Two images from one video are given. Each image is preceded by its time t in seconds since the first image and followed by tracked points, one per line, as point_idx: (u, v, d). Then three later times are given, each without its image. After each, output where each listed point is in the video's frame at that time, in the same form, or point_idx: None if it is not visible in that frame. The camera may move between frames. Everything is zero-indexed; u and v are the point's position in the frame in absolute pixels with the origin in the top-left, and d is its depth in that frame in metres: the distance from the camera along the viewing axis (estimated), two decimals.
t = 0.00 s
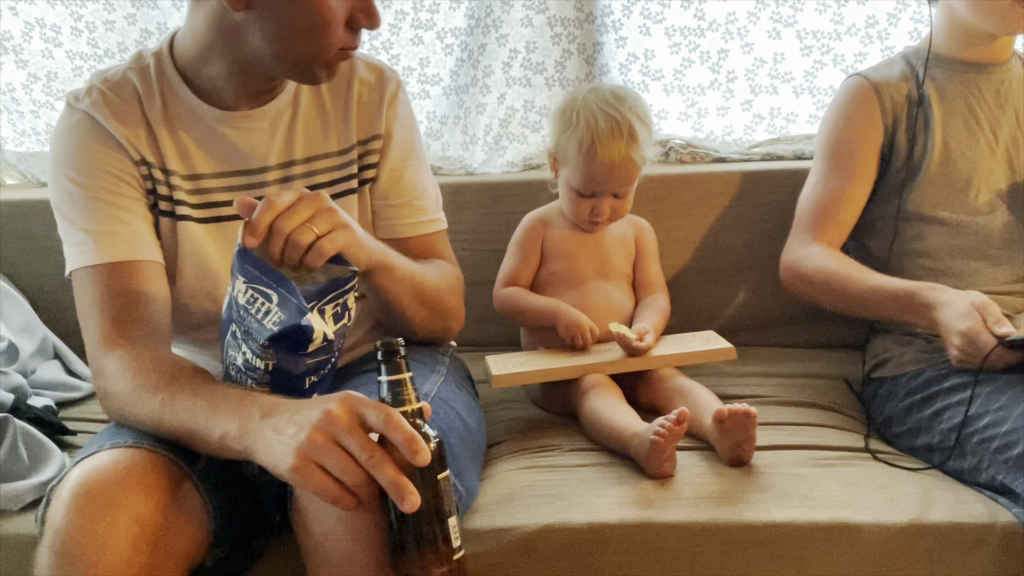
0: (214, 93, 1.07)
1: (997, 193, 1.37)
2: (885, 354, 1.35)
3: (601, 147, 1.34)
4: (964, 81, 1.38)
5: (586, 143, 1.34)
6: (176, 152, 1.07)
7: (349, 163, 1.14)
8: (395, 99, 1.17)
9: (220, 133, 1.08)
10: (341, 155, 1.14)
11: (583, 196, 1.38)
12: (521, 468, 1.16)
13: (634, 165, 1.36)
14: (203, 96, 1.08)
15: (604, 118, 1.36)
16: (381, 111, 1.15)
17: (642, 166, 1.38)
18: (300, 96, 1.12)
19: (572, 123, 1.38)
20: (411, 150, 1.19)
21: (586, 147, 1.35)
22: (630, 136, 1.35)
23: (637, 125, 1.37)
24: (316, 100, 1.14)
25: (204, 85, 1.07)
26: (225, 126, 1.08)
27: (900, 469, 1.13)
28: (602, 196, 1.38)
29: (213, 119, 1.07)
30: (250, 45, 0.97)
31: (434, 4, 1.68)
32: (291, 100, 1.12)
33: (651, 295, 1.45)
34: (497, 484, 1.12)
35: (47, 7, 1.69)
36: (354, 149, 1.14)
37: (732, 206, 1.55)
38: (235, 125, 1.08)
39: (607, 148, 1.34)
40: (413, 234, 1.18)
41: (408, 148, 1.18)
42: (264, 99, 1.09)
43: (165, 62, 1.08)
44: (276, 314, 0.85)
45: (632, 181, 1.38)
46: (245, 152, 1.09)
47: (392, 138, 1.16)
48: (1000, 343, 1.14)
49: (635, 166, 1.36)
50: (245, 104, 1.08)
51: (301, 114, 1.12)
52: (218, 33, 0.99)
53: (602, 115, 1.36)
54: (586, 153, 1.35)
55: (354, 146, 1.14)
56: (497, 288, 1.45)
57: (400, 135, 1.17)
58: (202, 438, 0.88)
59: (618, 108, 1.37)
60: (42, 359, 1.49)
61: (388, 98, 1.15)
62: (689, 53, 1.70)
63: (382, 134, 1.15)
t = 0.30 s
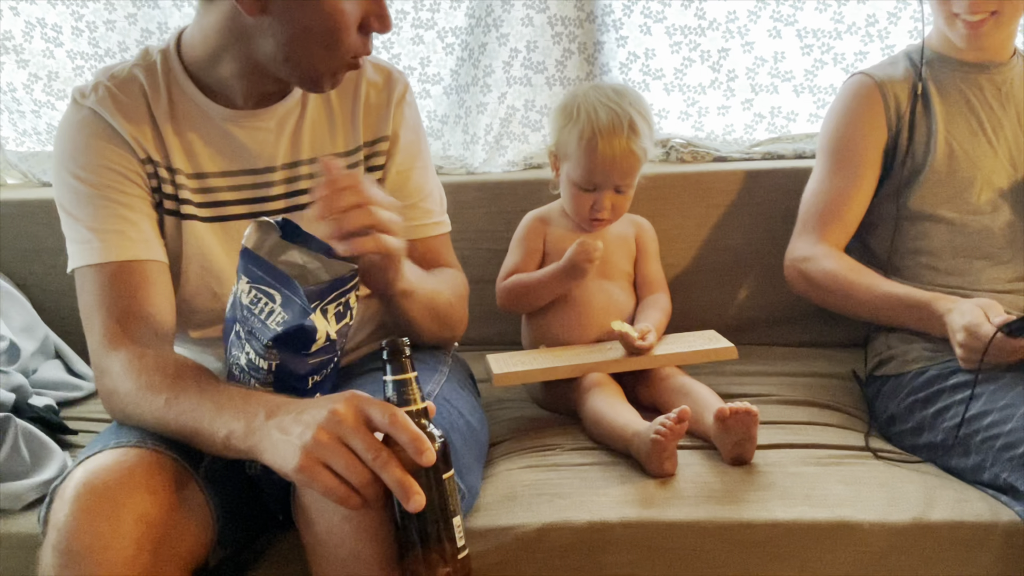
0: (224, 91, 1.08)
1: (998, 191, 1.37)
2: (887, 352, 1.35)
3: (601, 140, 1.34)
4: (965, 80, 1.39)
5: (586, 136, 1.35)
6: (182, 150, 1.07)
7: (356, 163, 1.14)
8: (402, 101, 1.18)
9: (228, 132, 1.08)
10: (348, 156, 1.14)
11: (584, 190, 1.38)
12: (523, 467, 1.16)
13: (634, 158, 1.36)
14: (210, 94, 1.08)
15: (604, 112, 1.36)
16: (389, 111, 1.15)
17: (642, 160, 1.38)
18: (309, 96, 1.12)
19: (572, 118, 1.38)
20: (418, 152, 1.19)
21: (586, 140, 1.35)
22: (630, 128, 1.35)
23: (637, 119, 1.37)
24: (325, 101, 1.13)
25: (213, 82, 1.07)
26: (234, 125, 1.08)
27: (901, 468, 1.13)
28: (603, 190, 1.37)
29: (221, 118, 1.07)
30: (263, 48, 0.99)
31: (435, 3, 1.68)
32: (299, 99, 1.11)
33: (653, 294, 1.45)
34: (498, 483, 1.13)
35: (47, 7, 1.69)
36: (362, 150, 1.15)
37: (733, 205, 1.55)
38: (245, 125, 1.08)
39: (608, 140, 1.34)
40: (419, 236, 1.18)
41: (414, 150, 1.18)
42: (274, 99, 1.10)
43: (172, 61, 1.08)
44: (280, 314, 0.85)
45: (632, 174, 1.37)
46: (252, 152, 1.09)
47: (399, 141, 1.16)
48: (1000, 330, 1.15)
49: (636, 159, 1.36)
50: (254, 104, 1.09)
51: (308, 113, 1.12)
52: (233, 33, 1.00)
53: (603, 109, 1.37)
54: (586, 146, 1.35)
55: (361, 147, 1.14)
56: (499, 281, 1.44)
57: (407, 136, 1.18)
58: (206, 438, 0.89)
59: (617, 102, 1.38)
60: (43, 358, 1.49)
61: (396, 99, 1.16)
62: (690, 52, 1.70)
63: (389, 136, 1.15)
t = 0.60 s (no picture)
0: (223, 94, 1.08)
1: (993, 192, 1.37)
2: (885, 354, 1.36)
3: (596, 120, 1.38)
4: (960, 81, 1.39)
5: (581, 119, 1.39)
6: (181, 153, 1.07)
7: (355, 167, 1.14)
8: (402, 103, 1.18)
9: (228, 135, 1.08)
10: (348, 159, 1.13)
11: (584, 175, 1.39)
12: (521, 468, 1.16)
13: (631, 136, 1.39)
14: (210, 97, 1.08)
15: (596, 95, 1.41)
16: (389, 114, 1.15)
17: (638, 142, 1.41)
18: (309, 99, 1.12)
19: (566, 106, 1.42)
20: (418, 154, 1.20)
21: (581, 123, 1.38)
22: (622, 110, 1.40)
23: (629, 104, 1.41)
24: (324, 103, 1.14)
25: (212, 85, 1.08)
26: (233, 128, 1.08)
27: (898, 468, 1.14)
28: (602, 171, 1.39)
29: (221, 122, 1.08)
30: (263, 56, 0.99)
31: (433, 5, 1.68)
32: (298, 102, 1.12)
33: (651, 295, 1.46)
34: (496, 484, 1.13)
35: (46, 10, 1.70)
36: (362, 152, 1.14)
37: (731, 207, 1.56)
38: (245, 128, 1.08)
39: (603, 120, 1.38)
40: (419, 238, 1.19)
41: (414, 153, 1.19)
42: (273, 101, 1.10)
43: (171, 63, 1.09)
44: (279, 317, 0.85)
45: (629, 156, 1.39)
46: (252, 155, 1.09)
47: (399, 143, 1.17)
48: (1000, 335, 1.15)
49: (631, 138, 1.39)
50: (254, 107, 1.09)
51: (309, 116, 1.12)
52: (232, 40, 1.01)
53: (595, 97, 1.41)
54: (582, 127, 1.38)
55: (361, 149, 1.14)
56: (513, 282, 1.43)
57: (407, 139, 1.18)
58: (206, 440, 0.89)
59: (608, 91, 1.43)
60: (42, 361, 1.49)
61: (396, 101, 1.16)
62: (687, 54, 1.70)
63: (390, 139, 1.16)
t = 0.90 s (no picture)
0: (220, 97, 1.08)
1: (990, 193, 1.37)
2: (882, 356, 1.36)
3: (587, 116, 1.39)
4: (956, 82, 1.38)
5: (572, 115, 1.40)
6: (179, 155, 1.07)
7: (353, 168, 1.13)
8: (401, 104, 1.18)
9: (226, 137, 1.08)
10: (346, 160, 1.13)
11: (574, 172, 1.40)
12: (519, 470, 1.16)
13: (622, 134, 1.39)
14: (207, 99, 1.08)
15: (588, 94, 1.42)
16: (387, 115, 1.15)
17: (631, 142, 1.41)
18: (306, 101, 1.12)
19: (558, 105, 1.43)
20: (417, 155, 1.20)
21: (572, 120, 1.39)
22: (614, 108, 1.40)
23: (622, 103, 1.42)
24: (322, 103, 1.14)
25: (209, 87, 1.08)
26: (230, 130, 1.08)
27: (896, 469, 1.14)
28: (592, 168, 1.39)
29: (219, 123, 1.07)
30: (264, 60, 0.99)
31: (430, 7, 1.68)
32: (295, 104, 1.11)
33: (649, 296, 1.46)
34: (495, 486, 1.13)
35: (44, 11, 1.70)
36: (360, 153, 1.14)
37: (730, 207, 1.55)
38: (242, 129, 1.08)
39: (594, 116, 1.39)
40: (418, 239, 1.19)
41: (414, 153, 1.19)
42: (269, 103, 1.10)
43: (168, 65, 1.09)
44: (276, 319, 0.85)
45: (621, 154, 1.40)
46: (250, 156, 1.09)
47: (398, 143, 1.16)
48: (995, 338, 1.15)
49: (623, 136, 1.39)
50: (252, 109, 1.09)
51: (307, 117, 1.12)
52: (232, 42, 1.01)
53: (587, 95, 1.42)
54: (572, 124, 1.39)
55: (359, 150, 1.14)
56: (512, 285, 1.43)
57: (406, 140, 1.18)
58: (203, 442, 0.89)
59: (602, 91, 1.44)
60: (41, 363, 1.49)
61: (394, 102, 1.16)
62: (685, 55, 1.70)
63: (389, 139, 1.15)
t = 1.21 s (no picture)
0: (217, 99, 1.08)
1: (987, 194, 1.37)
2: (881, 357, 1.36)
3: (582, 117, 1.39)
4: (951, 83, 1.38)
5: (567, 117, 1.40)
6: (176, 158, 1.07)
7: (351, 169, 1.14)
8: (398, 105, 1.18)
9: (224, 139, 1.08)
10: (343, 162, 1.13)
11: (568, 173, 1.40)
12: (518, 472, 1.16)
13: (617, 135, 1.39)
14: (204, 102, 1.08)
15: (584, 95, 1.42)
16: (384, 117, 1.15)
17: (627, 143, 1.41)
18: (303, 103, 1.12)
19: (555, 106, 1.44)
20: (414, 157, 1.20)
21: (567, 121, 1.39)
22: (609, 110, 1.40)
23: (619, 105, 1.42)
24: (319, 107, 1.14)
25: (206, 89, 1.07)
26: (228, 133, 1.08)
27: (895, 470, 1.14)
28: (586, 169, 1.39)
29: (217, 127, 1.07)
30: (261, 64, 1.00)
31: (428, 9, 1.68)
32: (292, 107, 1.11)
33: (647, 298, 1.46)
34: (493, 488, 1.13)
35: (42, 14, 1.70)
36: (358, 155, 1.14)
37: (728, 209, 1.55)
38: (240, 131, 1.08)
39: (588, 117, 1.39)
40: (417, 240, 1.19)
41: (411, 155, 1.19)
42: (266, 106, 1.10)
43: (165, 68, 1.08)
44: (274, 321, 0.85)
45: (616, 155, 1.39)
46: (247, 159, 1.09)
47: (395, 145, 1.16)
48: (991, 339, 1.14)
49: (617, 137, 1.39)
50: (249, 112, 1.09)
51: (304, 119, 1.12)
52: (228, 47, 1.01)
53: (584, 96, 1.43)
54: (567, 125, 1.39)
55: (357, 152, 1.14)
56: (512, 288, 1.44)
57: (403, 141, 1.18)
58: (201, 445, 0.89)
59: (599, 93, 1.44)
60: (39, 366, 1.49)
61: (390, 104, 1.16)
62: (683, 57, 1.70)
63: (386, 141, 1.15)
